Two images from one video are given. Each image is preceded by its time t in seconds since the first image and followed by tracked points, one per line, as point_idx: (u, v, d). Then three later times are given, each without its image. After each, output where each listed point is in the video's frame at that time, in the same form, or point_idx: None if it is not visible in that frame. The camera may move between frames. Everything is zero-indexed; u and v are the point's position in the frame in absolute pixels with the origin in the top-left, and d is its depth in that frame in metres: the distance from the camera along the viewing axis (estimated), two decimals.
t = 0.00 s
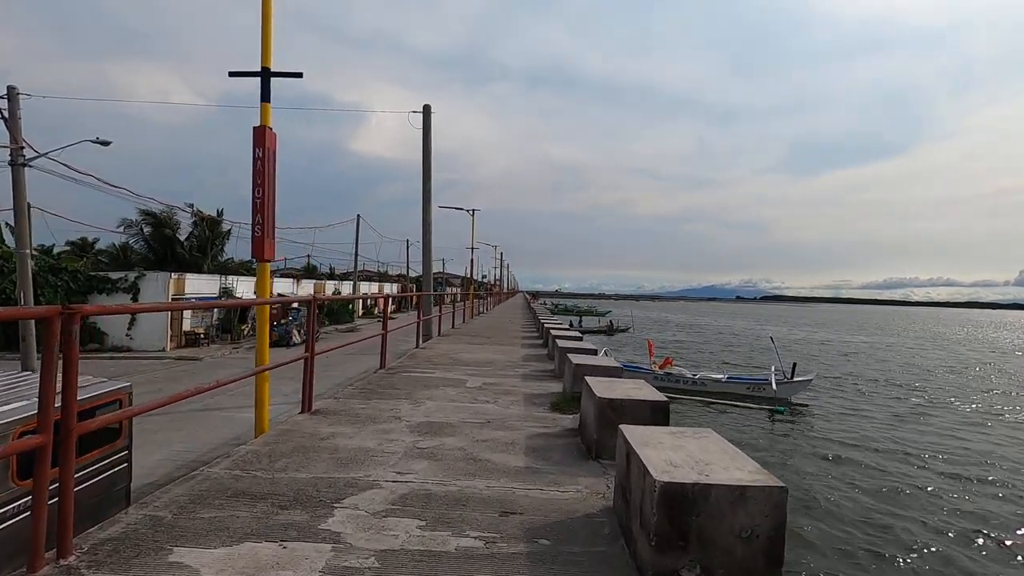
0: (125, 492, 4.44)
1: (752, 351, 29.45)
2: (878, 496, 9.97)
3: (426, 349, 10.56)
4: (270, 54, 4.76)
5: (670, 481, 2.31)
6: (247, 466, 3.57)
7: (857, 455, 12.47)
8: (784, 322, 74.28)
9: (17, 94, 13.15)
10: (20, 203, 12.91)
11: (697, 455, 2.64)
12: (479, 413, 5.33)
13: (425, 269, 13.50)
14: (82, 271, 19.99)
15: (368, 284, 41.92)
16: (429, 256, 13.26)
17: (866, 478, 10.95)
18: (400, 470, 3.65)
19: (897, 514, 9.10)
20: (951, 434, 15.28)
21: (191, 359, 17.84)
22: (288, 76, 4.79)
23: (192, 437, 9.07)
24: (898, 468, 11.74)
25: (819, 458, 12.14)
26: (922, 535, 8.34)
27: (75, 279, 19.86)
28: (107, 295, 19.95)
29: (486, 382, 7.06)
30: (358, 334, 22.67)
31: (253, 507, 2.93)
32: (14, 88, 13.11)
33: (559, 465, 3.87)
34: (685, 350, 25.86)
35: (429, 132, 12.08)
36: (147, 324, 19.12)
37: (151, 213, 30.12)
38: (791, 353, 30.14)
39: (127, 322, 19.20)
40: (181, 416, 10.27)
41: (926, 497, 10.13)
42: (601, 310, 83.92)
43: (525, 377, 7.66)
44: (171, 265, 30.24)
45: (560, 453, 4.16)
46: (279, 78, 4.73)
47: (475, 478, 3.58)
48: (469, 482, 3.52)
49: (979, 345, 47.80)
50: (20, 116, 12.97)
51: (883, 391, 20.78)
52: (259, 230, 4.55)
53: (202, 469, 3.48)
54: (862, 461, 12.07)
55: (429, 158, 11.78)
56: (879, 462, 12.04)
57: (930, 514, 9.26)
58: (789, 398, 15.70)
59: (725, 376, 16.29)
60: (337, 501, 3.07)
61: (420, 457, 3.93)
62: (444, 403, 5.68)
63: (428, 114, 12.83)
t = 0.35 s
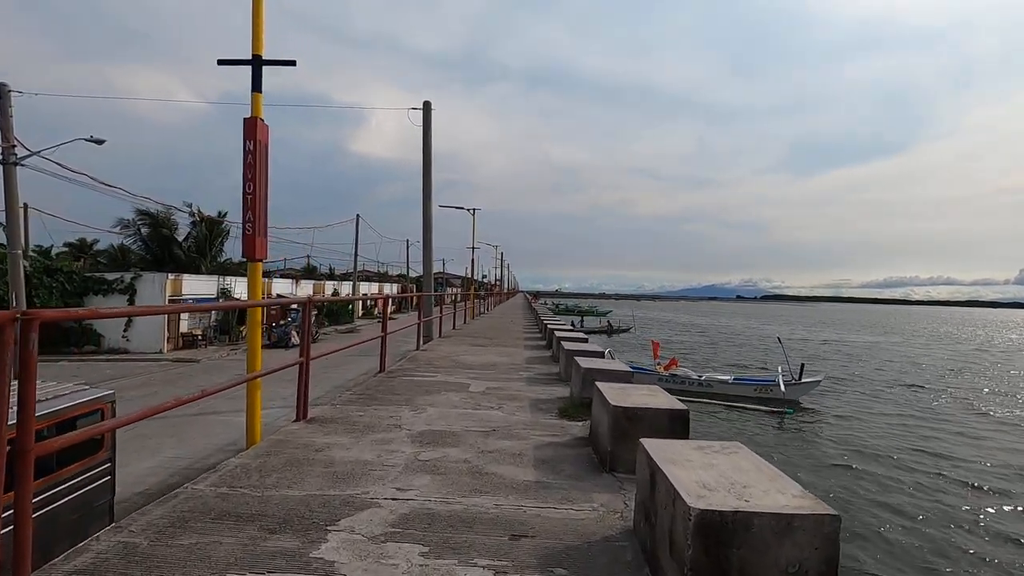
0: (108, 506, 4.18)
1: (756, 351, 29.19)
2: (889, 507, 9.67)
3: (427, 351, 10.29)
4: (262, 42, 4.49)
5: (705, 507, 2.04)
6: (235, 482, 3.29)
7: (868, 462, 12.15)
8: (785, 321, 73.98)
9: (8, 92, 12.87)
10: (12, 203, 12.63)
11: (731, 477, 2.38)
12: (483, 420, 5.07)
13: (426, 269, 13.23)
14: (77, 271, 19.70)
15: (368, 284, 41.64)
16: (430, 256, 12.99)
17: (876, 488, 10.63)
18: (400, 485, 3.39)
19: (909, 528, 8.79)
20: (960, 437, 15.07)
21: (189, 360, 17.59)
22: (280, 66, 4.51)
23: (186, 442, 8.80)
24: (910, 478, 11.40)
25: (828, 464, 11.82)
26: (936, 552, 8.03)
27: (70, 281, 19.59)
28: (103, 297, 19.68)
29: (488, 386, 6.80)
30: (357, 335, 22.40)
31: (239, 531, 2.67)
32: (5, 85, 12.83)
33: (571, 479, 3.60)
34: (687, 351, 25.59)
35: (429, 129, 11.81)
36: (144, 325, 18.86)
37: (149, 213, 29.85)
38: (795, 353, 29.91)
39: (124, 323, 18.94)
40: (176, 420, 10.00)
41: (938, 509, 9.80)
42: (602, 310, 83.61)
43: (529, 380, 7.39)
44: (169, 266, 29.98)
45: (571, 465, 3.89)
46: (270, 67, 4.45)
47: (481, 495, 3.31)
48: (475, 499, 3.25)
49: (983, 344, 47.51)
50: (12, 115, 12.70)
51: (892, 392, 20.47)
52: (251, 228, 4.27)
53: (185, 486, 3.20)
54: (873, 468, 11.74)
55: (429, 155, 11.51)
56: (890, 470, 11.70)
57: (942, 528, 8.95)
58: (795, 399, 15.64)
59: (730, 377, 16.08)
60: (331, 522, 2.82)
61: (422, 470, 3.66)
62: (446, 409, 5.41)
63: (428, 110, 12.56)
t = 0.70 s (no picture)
0: (78, 518, 3.88)
1: (755, 350, 28.98)
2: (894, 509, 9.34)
3: (422, 351, 9.99)
4: (243, 22, 4.20)
5: (737, 535, 1.77)
6: (208, 497, 2.99)
7: (872, 464, 11.80)
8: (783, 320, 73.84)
9: None
10: None
11: (761, 497, 2.10)
12: (480, 426, 4.79)
13: (422, 267, 12.94)
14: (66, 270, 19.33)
15: (365, 283, 41.24)
16: (426, 253, 12.70)
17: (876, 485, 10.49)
18: (390, 500, 3.10)
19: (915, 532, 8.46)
20: (963, 436, 14.93)
21: (181, 361, 17.25)
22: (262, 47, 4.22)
23: (172, 446, 8.49)
24: (915, 479, 11.07)
25: (829, 463, 11.59)
26: (945, 557, 7.70)
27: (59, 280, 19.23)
28: (93, 296, 19.33)
29: (486, 388, 6.52)
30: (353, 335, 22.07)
31: (208, 555, 2.39)
32: None
33: (575, 493, 3.32)
34: (686, 350, 25.35)
35: (425, 123, 11.52)
36: (134, 324, 18.50)
37: (141, 211, 29.47)
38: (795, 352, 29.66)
39: (114, 323, 18.59)
40: (163, 422, 9.69)
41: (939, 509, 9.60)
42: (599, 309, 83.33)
43: (528, 382, 7.10)
44: (162, 265, 29.59)
45: (574, 475, 3.62)
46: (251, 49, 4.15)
47: (478, 510, 3.03)
48: (472, 515, 2.97)
49: (981, 343, 47.40)
50: None
51: (895, 392, 20.20)
52: (231, 221, 3.98)
53: (152, 502, 2.91)
54: (877, 470, 11.40)
55: (425, 150, 11.21)
56: (894, 472, 11.37)
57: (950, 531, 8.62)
58: (797, 398, 15.41)
59: (732, 377, 15.85)
60: (310, 544, 2.54)
61: (414, 482, 3.38)
62: (441, 414, 5.13)
63: (424, 104, 12.27)
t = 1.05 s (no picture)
0: (33, 540, 3.54)
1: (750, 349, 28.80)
2: (897, 521, 8.95)
3: (413, 353, 9.68)
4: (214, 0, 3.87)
5: None
6: (168, 524, 2.68)
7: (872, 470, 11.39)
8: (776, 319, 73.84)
9: None
10: None
11: (796, 533, 1.81)
12: (472, 435, 4.49)
13: (413, 266, 12.62)
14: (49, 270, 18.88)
15: (356, 282, 40.81)
16: (418, 251, 12.38)
17: (870, 489, 10.39)
18: (372, 524, 2.80)
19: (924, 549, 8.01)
20: (961, 436, 14.80)
21: (167, 362, 16.85)
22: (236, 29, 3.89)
23: (152, 453, 8.14)
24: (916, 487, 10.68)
25: (825, 465, 11.48)
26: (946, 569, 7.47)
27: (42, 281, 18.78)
28: (77, 297, 18.88)
29: (479, 393, 6.22)
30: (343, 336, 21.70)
31: None
32: None
33: (576, 514, 3.03)
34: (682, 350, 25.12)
35: (417, 117, 11.21)
36: (120, 324, 18.08)
37: (128, 210, 28.99)
38: (792, 352, 29.44)
39: (98, 324, 18.16)
40: (144, 428, 9.34)
41: (935, 512, 9.49)
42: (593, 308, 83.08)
43: (523, 386, 6.81)
44: (149, 264, 29.11)
45: (573, 492, 3.32)
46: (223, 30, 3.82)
47: (469, 535, 2.73)
48: (462, 541, 2.67)
49: (973, 341, 47.50)
50: None
51: (892, 392, 20.05)
52: (202, 217, 3.66)
53: (103, 531, 2.59)
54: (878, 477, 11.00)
55: (415, 146, 10.91)
56: (895, 479, 10.99)
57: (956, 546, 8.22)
58: (795, 399, 15.21)
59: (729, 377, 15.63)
60: None
61: (398, 502, 3.08)
62: (430, 422, 4.83)
63: (415, 98, 11.96)
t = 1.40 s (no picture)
0: None
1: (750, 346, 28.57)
2: (897, 519, 8.80)
3: (407, 351, 9.38)
4: None
5: None
6: (124, 546, 2.39)
7: (883, 474, 10.99)
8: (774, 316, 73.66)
9: None
10: None
11: (845, 569, 1.53)
12: (467, 439, 4.20)
13: (408, 262, 12.29)
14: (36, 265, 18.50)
15: (352, 278, 40.44)
16: (413, 246, 12.06)
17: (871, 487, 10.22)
18: (355, 544, 2.52)
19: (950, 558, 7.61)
20: (964, 434, 14.59)
21: (157, 360, 16.51)
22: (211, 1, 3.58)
23: (135, 454, 7.83)
24: (928, 492, 10.27)
25: (826, 463, 11.31)
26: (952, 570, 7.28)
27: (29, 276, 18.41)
28: (65, 292, 18.52)
29: (475, 393, 5.93)
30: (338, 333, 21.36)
31: None
32: None
33: (581, 531, 2.75)
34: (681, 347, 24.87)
35: (412, 108, 10.90)
36: (109, 321, 17.73)
37: (120, 204, 28.59)
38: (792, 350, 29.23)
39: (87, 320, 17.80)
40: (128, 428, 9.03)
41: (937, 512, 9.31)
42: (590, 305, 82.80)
43: (521, 386, 6.52)
44: (141, 259, 28.72)
45: (577, 505, 3.04)
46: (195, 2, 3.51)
47: (463, 557, 2.45)
48: (454, 564, 2.39)
49: (972, 338, 47.39)
50: None
51: (894, 390, 19.82)
52: (172, 204, 3.34)
53: (51, 555, 2.31)
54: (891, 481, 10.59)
55: (410, 136, 10.60)
56: (904, 481, 10.63)
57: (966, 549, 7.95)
58: (797, 397, 14.97)
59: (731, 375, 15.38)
60: None
61: (384, 518, 2.79)
62: (423, 425, 4.54)
63: (411, 88, 11.64)
